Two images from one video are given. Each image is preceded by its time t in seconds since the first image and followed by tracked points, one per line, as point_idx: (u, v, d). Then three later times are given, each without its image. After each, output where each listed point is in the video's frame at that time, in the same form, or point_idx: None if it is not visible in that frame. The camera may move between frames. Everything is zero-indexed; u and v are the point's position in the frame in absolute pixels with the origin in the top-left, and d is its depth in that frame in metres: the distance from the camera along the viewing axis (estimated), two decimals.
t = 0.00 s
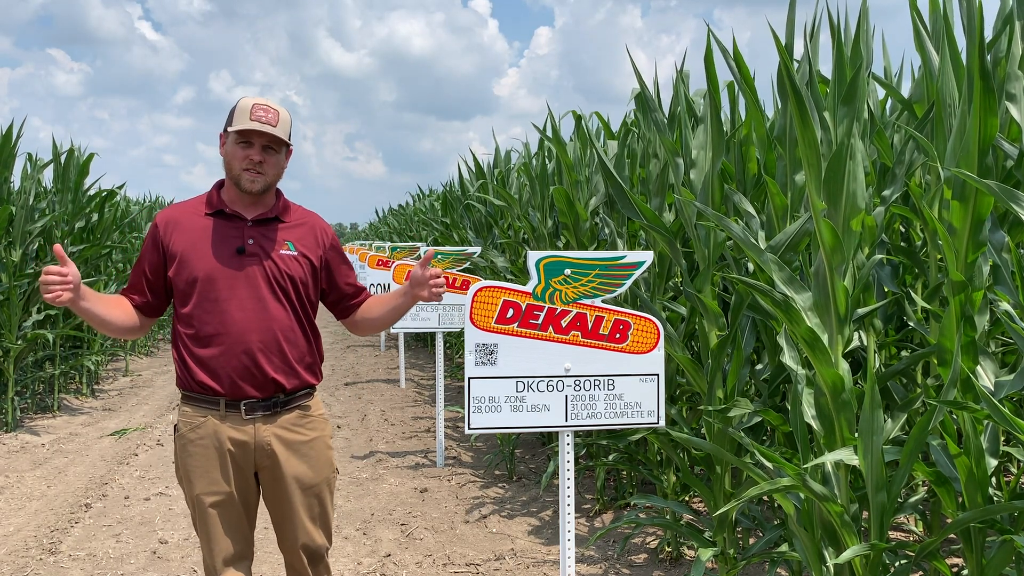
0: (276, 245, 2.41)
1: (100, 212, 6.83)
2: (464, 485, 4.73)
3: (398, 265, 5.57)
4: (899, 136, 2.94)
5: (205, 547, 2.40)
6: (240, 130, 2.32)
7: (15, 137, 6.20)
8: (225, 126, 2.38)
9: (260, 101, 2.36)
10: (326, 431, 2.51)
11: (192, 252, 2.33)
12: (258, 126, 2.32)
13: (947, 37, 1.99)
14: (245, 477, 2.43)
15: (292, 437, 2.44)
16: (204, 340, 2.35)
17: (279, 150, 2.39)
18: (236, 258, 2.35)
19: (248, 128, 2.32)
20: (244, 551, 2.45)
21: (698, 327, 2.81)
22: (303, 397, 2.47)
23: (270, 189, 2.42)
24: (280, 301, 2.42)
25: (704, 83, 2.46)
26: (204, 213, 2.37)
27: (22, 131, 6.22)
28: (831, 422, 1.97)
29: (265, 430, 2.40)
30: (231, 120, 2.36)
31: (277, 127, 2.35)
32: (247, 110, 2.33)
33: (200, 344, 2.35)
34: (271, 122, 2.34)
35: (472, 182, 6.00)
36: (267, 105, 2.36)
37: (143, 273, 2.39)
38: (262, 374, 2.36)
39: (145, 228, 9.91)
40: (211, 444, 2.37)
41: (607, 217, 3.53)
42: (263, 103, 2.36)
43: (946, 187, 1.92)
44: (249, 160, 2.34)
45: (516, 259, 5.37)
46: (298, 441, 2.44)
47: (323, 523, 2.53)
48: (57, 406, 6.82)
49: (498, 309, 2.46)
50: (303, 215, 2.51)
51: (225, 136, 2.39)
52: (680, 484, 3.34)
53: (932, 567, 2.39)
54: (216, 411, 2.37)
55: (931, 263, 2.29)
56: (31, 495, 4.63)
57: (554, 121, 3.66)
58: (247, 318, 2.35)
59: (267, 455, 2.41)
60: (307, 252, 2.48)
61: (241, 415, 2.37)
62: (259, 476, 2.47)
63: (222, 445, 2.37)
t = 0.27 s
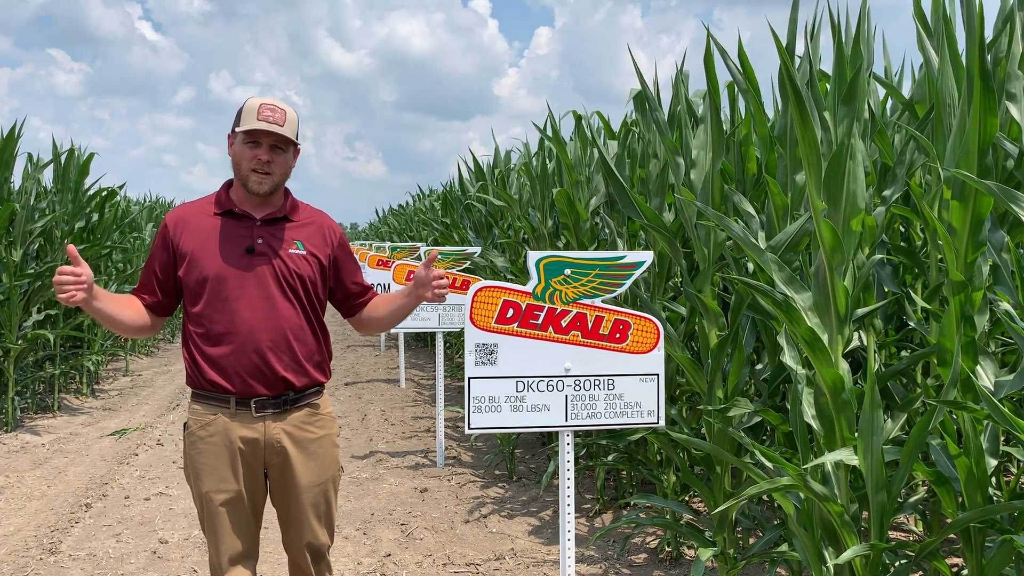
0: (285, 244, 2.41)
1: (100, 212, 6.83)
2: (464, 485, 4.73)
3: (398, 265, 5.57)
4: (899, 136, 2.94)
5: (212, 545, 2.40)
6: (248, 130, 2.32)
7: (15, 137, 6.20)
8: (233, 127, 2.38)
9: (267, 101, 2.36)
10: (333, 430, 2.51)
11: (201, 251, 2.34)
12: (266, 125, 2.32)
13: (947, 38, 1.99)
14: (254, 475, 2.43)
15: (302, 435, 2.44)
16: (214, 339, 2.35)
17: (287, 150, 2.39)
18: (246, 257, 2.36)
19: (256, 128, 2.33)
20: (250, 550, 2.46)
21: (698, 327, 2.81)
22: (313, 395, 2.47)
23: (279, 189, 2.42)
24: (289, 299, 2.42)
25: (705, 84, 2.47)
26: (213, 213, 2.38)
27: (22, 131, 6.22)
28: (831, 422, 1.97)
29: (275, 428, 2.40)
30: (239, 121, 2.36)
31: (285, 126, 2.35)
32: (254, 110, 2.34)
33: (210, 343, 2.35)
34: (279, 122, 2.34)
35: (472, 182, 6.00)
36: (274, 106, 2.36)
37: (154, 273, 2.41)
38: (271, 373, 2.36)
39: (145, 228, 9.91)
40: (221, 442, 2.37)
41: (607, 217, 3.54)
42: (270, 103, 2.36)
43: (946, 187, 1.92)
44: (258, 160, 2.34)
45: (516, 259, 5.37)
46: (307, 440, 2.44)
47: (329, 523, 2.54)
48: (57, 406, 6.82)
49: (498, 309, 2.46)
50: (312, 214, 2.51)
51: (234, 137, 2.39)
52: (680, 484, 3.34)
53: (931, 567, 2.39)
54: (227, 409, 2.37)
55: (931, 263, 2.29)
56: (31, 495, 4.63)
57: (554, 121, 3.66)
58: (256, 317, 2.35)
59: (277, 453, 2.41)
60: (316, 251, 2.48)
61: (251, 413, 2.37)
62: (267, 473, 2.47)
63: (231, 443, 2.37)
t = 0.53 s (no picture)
0: (295, 243, 2.41)
1: (100, 212, 6.83)
2: (464, 485, 4.73)
3: (398, 264, 5.57)
4: (898, 136, 2.94)
5: (221, 544, 2.38)
6: (258, 129, 2.33)
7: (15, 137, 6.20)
8: (242, 127, 2.39)
9: (275, 100, 2.36)
10: (343, 428, 2.53)
11: (212, 251, 2.34)
12: (276, 124, 2.32)
13: (947, 38, 1.99)
14: (265, 473, 2.43)
15: (314, 432, 2.45)
16: (226, 337, 2.35)
17: (296, 148, 2.39)
18: (257, 256, 2.36)
19: (265, 127, 2.32)
20: (257, 549, 2.44)
21: (698, 327, 2.81)
22: (323, 393, 2.47)
23: (288, 188, 2.42)
24: (299, 298, 2.42)
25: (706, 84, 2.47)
26: (224, 213, 2.38)
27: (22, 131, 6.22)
28: (831, 422, 1.98)
29: (287, 426, 2.40)
30: (248, 120, 2.36)
31: (293, 125, 2.35)
32: (263, 110, 2.33)
33: (222, 341, 2.35)
34: (287, 120, 2.34)
35: (472, 182, 6.01)
36: (283, 105, 2.36)
37: (166, 272, 2.41)
38: (282, 371, 2.36)
39: (145, 228, 9.91)
40: (233, 440, 2.36)
41: (607, 217, 3.54)
42: (279, 102, 2.36)
43: (946, 186, 1.93)
44: (268, 159, 2.34)
45: (516, 259, 5.38)
46: (319, 437, 2.46)
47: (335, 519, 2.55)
48: (57, 406, 6.82)
49: (498, 309, 2.46)
50: (322, 213, 2.51)
51: (243, 137, 2.40)
52: (679, 484, 3.34)
53: (931, 567, 2.39)
54: (239, 407, 2.36)
55: (931, 263, 2.29)
56: (31, 495, 4.63)
57: (554, 121, 3.67)
58: (268, 315, 2.36)
59: (288, 450, 2.42)
60: (326, 250, 2.49)
61: (263, 411, 2.37)
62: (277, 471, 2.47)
63: (244, 441, 2.37)
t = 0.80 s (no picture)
0: (310, 243, 2.42)
1: (100, 212, 6.83)
2: (464, 485, 4.73)
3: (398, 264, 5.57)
4: (898, 136, 2.94)
5: (229, 542, 2.36)
6: (268, 129, 2.32)
7: (15, 137, 6.21)
8: (251, 128, 2.38)
9: (282, 98, 2.35)
10: (354, 426, 2.53)
11: (228, 251, 2.34)
12: (286, 122, 2.31)
13: (947, 37, 1.99)
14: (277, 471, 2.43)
15: (328, 430, 2.45)
16: (240, 336, 2.35)
17: (308, 144, 2.39)
18: (272, 256, 2.36)
19: (275, 126, 2.32)
20: (265, 548, 2.43)
21: (698, 327, 2.81)
22: (336, 391, 2.47)
23: (303, 186, 2.42)
24: (314, 297, 2.42)
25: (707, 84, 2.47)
26: (239, 213, 2.38)
27: (22, 131, 6.23)
28: (830, 422, 1.98)
29: (300, 424, 2.40)
30: (257, 121, 2.36)
31: (303, 121, 2.35)
32: (271, 109, 2.33)
33: (236, 340, 2.36)
34: (296, 117, 2.34)
35: (472, 182, 6.01)
36: (290, 102, 2.35)
37: (182, 273, 2.41)
38: (296, 369, 2.37)
39: (145, 228, 9.91)
40: (246, 437, 2.36)
41: (607, 217, 3.54)
42: (286, 100, 2.36)
43: (945, 186, 1.93)
44: (282, 157, 2.34)
45: (516, 259, 5.38)
46: (332, 434, 2.46)
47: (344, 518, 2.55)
48: (57, 406, 6.82)
49: (498, 309, 2.46)
50: (335, 213, 2.51)
51: (253, 139, 2.39)
52: (679, 484, 3.34)
53: (932, 567, 2.39)
54: (253, 405, 2.36)
55: (931, 263, 2.29)
56: (30, 495, 4.63)
57: (554, 121, 3.67)
58: (283, 314, 2.36)
59: (301, 447, 2.42)
60: (340, 249, 2.49)
61: (276, 408, 2.37)
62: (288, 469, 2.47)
63: (258, 438, 2.36)
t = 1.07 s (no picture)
0: (323, 242, 2.42)
1: (100, 212, 6.83)
2: (464, 485, 4.73)
3: (398, 264, 5.57)
4: (899, 136, 2.95)
5: (237, 540, 2.33)
6: (279, 134, 2.32)
7: (15, 137, 6.20)
8: (259, 134, 2.38)
9: (288, 101, 2.36)
10: (365, 425, 2.53)
11: (242, 251, 2.34)
12: (295, 125, 2.32)
13: (948, 38, 1.99)
14: (288, 469, 2.42)
15: (340, 427, 2.46)
16: (255, 335, 2.35)
17: (318, 144, 2.40)
18: (286, 256, 2.36)
19: (285, 130, 2.32)
20: (273, 548, 2.40)
21: (698, 327, 2.81)
22: (348, 389, 2.47)
23: (315, 187, 2.42)
24: (327, 296, 2.42)
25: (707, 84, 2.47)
26: (252, 213, 2.38)
27: (22, 131, 6.22)
28: (831, 422, 1.98)
29: (312, 422, 2.40)
30: (265, 127, 2.36)
31: (311, 122, 2.35)
32: (279, 113, 2.33)
33: (251, 339, 2.36)
34: (305, 119, 2.34)
35: (472, 182, 6.01)
36: (296, 104, 2.35)
37: (197, 274, 2.41)
38: (310, 368, 2.37)
39: (146, 228, 9.90)
40: (259, 434, 2.35)
41: (607, 217, 3.54)
42: (293, 103, 2.36)
43: (946, 186, 1.93)
44: (294, 160, 2.34)
45: (516, 259, 5.38)
46: (344, 432, 2.47)
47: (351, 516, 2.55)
48: (57, 406, 6.82)
49: (498, 309, 2.46)
50: (347, 213, 2.52)
51: (263, 144, 2.40)
52: (679, 483, 3.34)
53: (931, 567, 2.39)
54: (266, 402, 2.36)
55: (931, 263, 2.30)
56: (30, 495, 4.63)
57: (553, 121, 3.67)
58: (297, 313, 2.36)
59: (313, 445, 2.42)
60: (352, 249, 2.49)
61: (289, 406, 2.37)
62: (298, 467, 2.47)
63: (271, 437, 2.35)
